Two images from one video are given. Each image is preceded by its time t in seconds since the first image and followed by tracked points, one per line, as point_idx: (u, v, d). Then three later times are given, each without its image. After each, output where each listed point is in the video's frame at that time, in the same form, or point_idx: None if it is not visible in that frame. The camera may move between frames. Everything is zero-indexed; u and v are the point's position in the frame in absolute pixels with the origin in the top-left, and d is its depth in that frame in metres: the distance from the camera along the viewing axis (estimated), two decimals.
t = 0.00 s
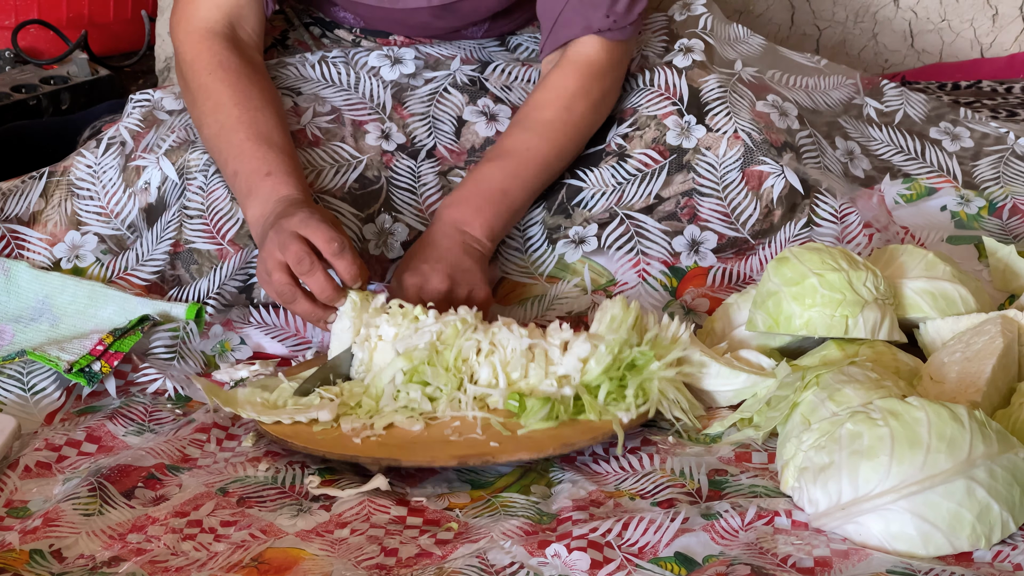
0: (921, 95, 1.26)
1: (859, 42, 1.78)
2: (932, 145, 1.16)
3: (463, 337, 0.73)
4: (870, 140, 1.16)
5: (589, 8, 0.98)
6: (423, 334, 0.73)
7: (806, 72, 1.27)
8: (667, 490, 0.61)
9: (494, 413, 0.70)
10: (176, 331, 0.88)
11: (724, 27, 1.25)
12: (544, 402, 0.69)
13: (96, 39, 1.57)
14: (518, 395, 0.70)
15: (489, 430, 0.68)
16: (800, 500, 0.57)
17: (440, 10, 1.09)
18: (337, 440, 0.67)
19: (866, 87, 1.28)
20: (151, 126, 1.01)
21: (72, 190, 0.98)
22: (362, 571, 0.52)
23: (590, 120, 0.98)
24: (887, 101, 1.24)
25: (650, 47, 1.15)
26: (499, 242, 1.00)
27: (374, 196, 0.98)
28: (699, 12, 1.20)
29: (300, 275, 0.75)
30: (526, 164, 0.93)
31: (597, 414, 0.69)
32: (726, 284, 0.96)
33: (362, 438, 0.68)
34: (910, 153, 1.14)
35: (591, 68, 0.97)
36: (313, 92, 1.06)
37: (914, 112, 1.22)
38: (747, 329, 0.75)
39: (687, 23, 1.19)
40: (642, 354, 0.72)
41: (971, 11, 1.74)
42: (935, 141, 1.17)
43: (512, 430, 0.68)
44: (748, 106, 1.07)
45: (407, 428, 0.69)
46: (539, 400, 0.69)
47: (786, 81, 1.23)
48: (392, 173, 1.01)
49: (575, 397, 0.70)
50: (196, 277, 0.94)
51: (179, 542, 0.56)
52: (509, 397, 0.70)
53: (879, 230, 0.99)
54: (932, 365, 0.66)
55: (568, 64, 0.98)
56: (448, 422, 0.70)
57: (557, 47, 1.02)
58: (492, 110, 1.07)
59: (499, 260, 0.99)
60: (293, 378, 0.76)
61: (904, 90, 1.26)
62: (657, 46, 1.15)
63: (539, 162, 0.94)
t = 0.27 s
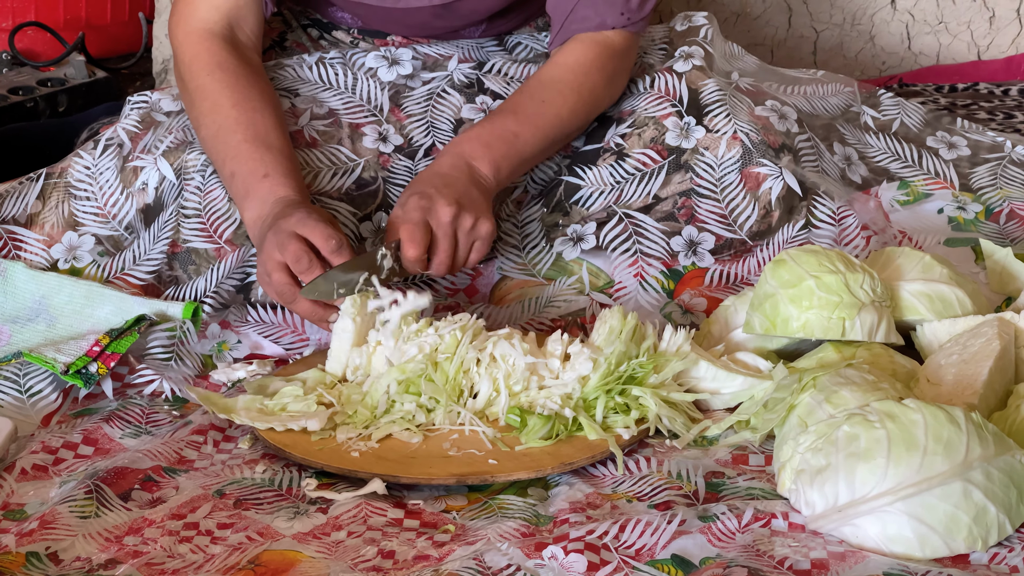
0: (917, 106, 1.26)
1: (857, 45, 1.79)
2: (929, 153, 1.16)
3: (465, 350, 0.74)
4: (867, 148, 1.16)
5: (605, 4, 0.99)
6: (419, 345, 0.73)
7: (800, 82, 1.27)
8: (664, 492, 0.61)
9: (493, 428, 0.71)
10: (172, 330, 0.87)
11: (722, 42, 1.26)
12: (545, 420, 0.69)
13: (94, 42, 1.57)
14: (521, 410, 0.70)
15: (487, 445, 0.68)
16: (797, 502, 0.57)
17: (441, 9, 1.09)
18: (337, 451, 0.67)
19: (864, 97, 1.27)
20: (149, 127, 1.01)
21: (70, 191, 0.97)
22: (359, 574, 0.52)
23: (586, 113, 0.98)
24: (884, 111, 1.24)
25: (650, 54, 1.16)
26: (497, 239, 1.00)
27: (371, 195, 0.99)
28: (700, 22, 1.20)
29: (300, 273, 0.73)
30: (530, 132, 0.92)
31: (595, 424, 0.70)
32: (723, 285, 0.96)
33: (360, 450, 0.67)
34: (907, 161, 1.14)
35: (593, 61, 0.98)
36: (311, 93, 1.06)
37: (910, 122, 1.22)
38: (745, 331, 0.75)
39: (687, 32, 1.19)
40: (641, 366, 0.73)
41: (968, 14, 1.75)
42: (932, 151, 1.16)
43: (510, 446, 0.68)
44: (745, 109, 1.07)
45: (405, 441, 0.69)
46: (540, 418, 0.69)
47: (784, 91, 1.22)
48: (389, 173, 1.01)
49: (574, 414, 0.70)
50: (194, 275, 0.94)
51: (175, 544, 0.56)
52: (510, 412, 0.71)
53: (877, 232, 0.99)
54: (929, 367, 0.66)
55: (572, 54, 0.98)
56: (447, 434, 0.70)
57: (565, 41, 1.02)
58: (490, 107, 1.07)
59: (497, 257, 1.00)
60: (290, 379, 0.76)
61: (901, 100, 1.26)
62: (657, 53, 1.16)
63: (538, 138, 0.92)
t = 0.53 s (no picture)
0: (921, 96, 1.26)
1: (856, 46, 1.79)
2: (931, 148, 1.16)
3: (461, 342, 0.73)
4: (869, 142, 1.16)
5: (587, 14, 0.99)
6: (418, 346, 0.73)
7: (803, 74, 1.27)
8: (663, 494, 0.61)
9: (490, 418, 0.70)
10: (172, 334, 0.87)
11: (722, 32, 1.26)
12: (542, 406, 0.69)
13: (94, 44, 1.57)
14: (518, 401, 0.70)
15: (485, 436, 0.68)
16: (796, 504, 0.57)
17: (435, 15, 1.10)
18: (334, 445, 0.67)
19: (866, 87, 1.28)
20: (148, 131, 1.01)
21: (69, 195, 0.97)
22: None
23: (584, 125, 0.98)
24: (887, 102, 1.24)
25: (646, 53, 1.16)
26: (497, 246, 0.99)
27: (371, 201, 0.98)
28: (695, 18, 1.22)
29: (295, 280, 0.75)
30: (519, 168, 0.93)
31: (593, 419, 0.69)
32: (722, 290, 0.96)
33: (358, 443, 0.68)
34: (909, 155, 1.14)
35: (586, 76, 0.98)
36: (310, 97, 1.06)
37: (913, 112, 1.22)
38: (744, 333, 0.75)
39: (682, 29, 1.21)
40: (638, 356, 0.73)
41: (968, 15, 1.75)
42: (933, 142, 1.17)
43: (507, 434, 0.68)
44: (744, 111, 1.07)
45: (404, 434, 0.69)
46: (537, 405, 0.69)
47: (784, 83, 1.23)
48: (388, 179, 1.00)
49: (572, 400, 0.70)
50: (193, 279, 0.94)
51: (175, 546, 0.56)
52: (507, 404, 0.70)
53: (876, 234, 0.99)
54: (928, 369, 0.66)
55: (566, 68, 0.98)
56: (445, 427, 0.70)
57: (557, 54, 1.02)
58: (489, 117, 1.07)
59: (496, 265, 0.98)
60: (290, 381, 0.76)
61: (904, 89, 1.27)
62: (654, 53, 1.16)
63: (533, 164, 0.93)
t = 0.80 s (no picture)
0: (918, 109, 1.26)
1: (855, 48, 1.79)
2: (928, 155, 1.16)
3: (464, 352, 0.74)
4: (867, 150, 1.16)
5: (598, 11, 0.99)
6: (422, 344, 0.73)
7: (799, 88, 1.27)
8: (662, 495, 0.61)
9: (491, 432, 0.70)
10: (171, 334, 0.87)
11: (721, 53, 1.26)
12: (544, 423, 0.69)
13: (92, 45, 1.57)
14: (520, 414, 0.70)
15: (485, 448, 0.68)
16: (795, 505, 0.57)
17: (436, 13, 1.09)
18: (334, 455, 0.67)
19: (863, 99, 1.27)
20: (147, 131, 1.01)
21: (68, 195, 0.97)
22: None
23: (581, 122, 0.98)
24: (884, 113, 1.24)
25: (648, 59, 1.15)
26: (494, 242, 1.01)
27: (369, 199, 0.99)
28: (698, 31, 1.21)
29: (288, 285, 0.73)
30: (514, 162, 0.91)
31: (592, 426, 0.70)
32: (722, 289, 0.96)
33: (358, 453, 0.67)
34: (906, 164, 1.14)
35: (583, 74, 0.98)
36: (309, 96, 1.06)
37: (910, 125, 1.22)
38: (743, 334, 0.75)
39: (685, 40, 1.20)
40: (639, 371, 0.73)
41: (967, 17, 1.75)
42: (931, 154, 1.17)
43: (509, 449, 0.68)
44: (744, 113, 1.07)
45: (404, 444, 0.69)
46: (539, 422, 0.69)
47: (783, 95, 1.23)
48: (387, 176, 1.00)
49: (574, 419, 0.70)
50: (192, 279, 0.94)
51: (173, 548, 0.56)
52: (509, 416, 0.70)
53: (876, 235, 0.99)
54: (927, 370, 0.66)
55: (563, 65, 0.98)
56: (446, 437, 0.70)
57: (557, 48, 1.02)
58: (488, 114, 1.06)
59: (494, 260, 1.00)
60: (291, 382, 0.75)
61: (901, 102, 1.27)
62: (655, 59, 1.15)
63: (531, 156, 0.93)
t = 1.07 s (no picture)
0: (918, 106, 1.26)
1: (854, 48, 1.79)
2: (928, 154, 1.16)
3: (463, 352, 0.73)
4: (867, 149, 1.16)
5: (588, 20, 1.00)
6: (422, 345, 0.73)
7: (799, 85, 1.27)
8: (662, 496, 0.61)
9: (490, 431, 0.70)
10: (170, 336, 0.87)
11: (719, 48, 1.26)
12: (544, 422, 0.69)
13: (92, 46, 1.57)
14: (519, 413, 0.70)
15: (485, 447, 0.68)
16: (795, 506, 0.57)
17: (432, 19, 1.10)
18: (334, 454, 0.67)
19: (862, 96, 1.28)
20: (145, 133, 1.01)
21: (67, 198, 0.97)
22: None
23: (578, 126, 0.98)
24: (884, 110, 1.24)
25: (644, 57, 1.16)
26: (493, 246, 1.00)
27: (369, 201, 0.99)
28: (694, 28, 1.21)
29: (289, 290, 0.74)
30: (512, 163, 0.91)
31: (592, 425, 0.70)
32: (721, 291, 0.95)
33: (358, 452, 0.67)
34: (906, 161, 1.15)
35: (580, 77, 0.98)
36: (308, 99, 1.06)
37: (910, 121, 1.23)
38: (743, 334, 0.75)
39: (681, 37, 1.20)
40: (639, 370, 0.73)
41: (966, 17, 1.75)
42: (930, 149, 1.17)
43: (509, 448, 0.68)
44: (743, 113, 1.07)
45: (404, 443, 0.69)
46: (539, 421, 0.69)
47: (781, 93, 1.23)
48: (386, 179, 1.01)
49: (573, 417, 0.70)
50: (191, 282, 0.94)
51: (173, 548, 0.56)
52: (508, 415, 0.70)
53: (876, 236, 0.99)
54: (927, 371, 0.66)
55: (559, 69, 0.98)
56: (446, 437, 0.70)
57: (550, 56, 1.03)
58: (486, 122, 1.06)
59: (494, 265, 1.00)
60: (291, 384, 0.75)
61: (900, 100, 1.27)
62: (652, 57, 1.16)
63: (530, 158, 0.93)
